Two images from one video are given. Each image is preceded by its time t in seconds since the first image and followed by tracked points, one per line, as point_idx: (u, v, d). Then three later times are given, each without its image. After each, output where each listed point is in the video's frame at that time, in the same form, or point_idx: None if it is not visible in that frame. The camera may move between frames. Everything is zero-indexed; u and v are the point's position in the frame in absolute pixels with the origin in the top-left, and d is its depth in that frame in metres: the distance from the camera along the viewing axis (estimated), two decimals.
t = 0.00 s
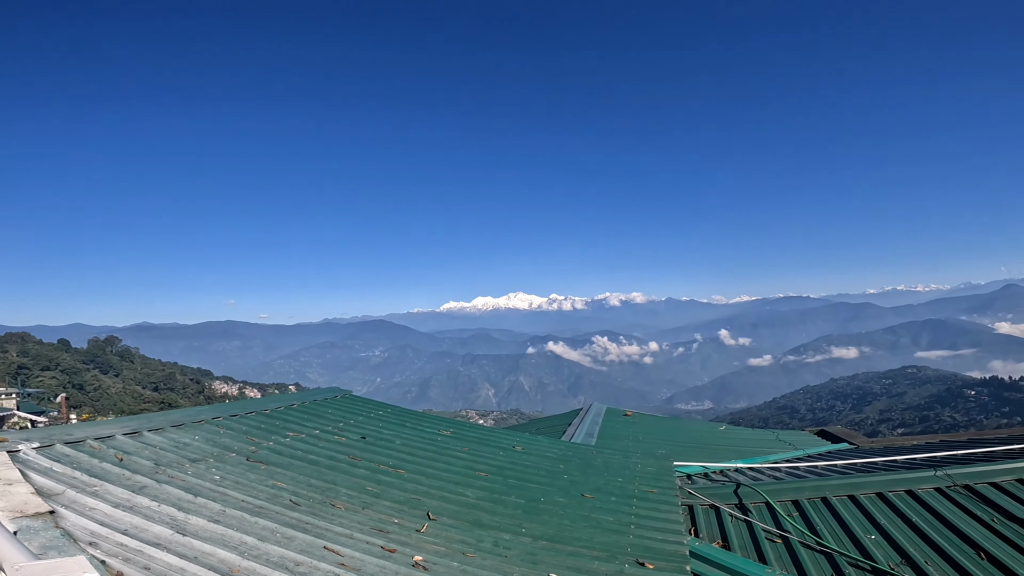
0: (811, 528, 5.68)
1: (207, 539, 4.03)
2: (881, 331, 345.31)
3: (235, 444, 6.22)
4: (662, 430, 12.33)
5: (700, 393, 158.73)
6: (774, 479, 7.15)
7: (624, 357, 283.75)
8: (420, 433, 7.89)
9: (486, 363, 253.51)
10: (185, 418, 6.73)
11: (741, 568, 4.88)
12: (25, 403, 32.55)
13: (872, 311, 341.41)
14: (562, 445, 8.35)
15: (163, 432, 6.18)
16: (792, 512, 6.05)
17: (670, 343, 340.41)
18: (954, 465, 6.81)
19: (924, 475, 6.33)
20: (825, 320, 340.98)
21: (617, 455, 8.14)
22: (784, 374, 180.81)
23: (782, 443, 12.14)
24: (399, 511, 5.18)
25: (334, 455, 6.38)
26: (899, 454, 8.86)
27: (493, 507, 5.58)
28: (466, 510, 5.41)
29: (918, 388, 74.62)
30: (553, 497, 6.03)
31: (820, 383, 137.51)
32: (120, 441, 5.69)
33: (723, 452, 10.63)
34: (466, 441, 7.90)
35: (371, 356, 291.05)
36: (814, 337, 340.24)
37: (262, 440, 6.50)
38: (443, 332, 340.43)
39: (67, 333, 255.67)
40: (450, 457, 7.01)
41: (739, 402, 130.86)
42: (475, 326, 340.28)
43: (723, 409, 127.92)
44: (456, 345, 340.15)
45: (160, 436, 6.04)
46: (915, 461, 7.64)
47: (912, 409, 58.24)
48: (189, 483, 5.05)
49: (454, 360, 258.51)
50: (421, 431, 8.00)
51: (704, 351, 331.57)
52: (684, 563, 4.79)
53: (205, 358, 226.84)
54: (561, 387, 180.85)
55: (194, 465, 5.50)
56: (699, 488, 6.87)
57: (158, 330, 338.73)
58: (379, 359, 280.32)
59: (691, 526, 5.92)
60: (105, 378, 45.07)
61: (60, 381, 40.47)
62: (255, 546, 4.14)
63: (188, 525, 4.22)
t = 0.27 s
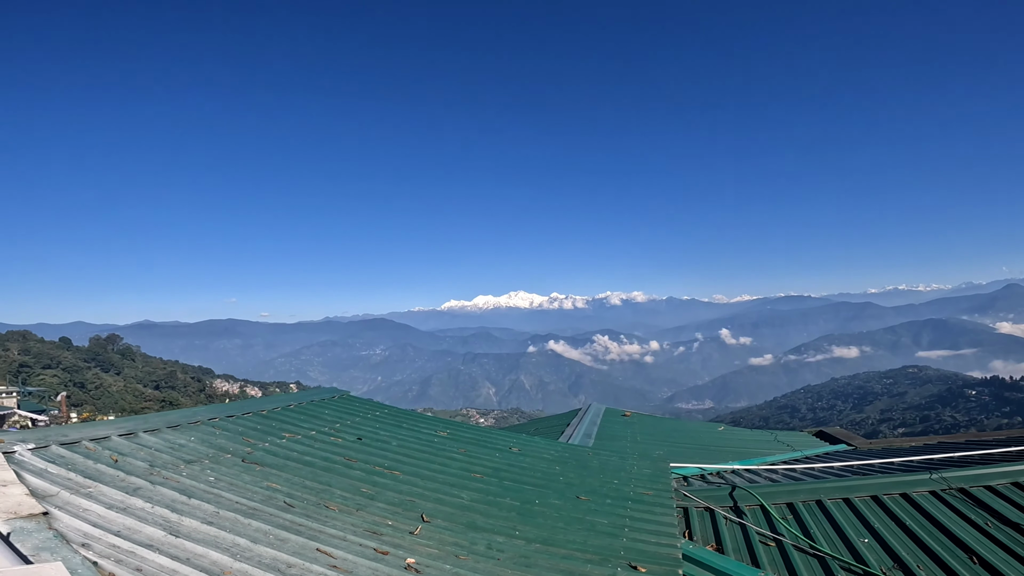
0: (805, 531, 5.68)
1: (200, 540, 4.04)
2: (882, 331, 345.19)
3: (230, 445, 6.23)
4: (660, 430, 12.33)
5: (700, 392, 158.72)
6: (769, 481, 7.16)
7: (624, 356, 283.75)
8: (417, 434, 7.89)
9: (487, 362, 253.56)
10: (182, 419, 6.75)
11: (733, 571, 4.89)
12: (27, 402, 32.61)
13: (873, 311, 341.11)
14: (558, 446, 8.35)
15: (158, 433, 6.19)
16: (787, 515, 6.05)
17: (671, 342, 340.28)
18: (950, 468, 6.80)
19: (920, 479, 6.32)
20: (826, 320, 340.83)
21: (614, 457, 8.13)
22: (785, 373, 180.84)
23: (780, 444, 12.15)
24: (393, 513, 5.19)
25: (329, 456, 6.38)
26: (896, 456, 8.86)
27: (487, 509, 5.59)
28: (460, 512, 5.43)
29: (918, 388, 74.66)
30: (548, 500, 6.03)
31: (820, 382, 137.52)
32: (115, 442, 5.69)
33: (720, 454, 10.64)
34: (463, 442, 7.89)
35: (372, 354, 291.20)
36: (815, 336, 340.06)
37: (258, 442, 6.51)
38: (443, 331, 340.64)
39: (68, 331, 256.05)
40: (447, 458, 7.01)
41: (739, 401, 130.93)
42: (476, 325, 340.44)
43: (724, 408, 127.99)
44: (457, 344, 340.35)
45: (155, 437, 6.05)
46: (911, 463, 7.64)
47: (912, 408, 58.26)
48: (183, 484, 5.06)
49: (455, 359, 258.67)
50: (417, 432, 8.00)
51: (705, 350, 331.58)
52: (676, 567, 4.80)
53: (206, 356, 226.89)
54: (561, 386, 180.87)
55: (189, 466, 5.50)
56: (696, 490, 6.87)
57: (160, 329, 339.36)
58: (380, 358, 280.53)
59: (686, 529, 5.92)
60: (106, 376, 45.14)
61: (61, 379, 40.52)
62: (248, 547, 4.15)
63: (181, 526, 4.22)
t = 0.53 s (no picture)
0: (801, 533, 5.67)
1: (193, 542, 4.01)
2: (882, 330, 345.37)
3: (226, 446, 6.21)
4: (659, 431, 12.32)
5: (700, 392, 158.73)
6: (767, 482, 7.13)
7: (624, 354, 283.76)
8: (414, 435, 7.87)
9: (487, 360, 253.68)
10: (177, 419, 6.73)
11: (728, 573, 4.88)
12: (25, 400, 32.61)
13: (873, 310, 341.13)
14: (555, 447, 8.32)
15: (154, 433, 6.17)
16: (784, 517, 6.03)
17: (671, 340, 340.32)
18: (948, 470, 6.78)
19: (918, 480, 6.30)
20: (825, 319, 340.89)
21: (611, 458, 8.11)
22: (785, 372, 180.82)
23: (778, 444, 12.14)
24: (387, 514, 5.18)
25: (325, 457, 6.36)
26: (895, 457, 8.83)
27: (482, 510, 5.57)
28: (455, 513, 5.41)
29: (917, 387, 74.70)
30: (544, 501, 6.01)
31: (820, 382, 137.51)
32: (110, 443, 5.67)
33: (718, 454, 10.61)
34: (460, 443, 7.87)
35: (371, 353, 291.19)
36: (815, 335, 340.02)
37: (254, 442, 6.51)
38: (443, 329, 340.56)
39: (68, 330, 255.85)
40: (443, 459, 6.99)
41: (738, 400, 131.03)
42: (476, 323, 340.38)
43: (724, 407, 128.10)
44: (457, 343, 340.37)
45: (150, 438, 6.03)
46: (909, 465, 7.61)
47: (911, 408, 58.27)
48: (178, 485, 5.04)
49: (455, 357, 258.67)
50: (414, 433, 7.98)
51: (705, 349, 331.70)
52: (672, 570, 4.79)
53: (206, 354, 226.60)
54: (560, 384, 180.85)
55: (184, 467, 5.49)
56: (693, 491, 6.85)
57: (159, 327, 339.43)
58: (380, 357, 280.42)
59: (682, 530, 5.91)
60: (106, 374, 45.16)
61: (61, 377, 40.52)
62: (241, 549, 4.13)
63: (174, 528, 4.21)
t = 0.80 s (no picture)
0: (799, 533, 5.65)
1: (188, 540, 4.00)
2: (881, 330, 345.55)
3: (223, 444, 6.19)
4: (657, 430, 12.30)
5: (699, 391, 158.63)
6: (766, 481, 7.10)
7: (624, 353, 283.85)
8: (412, 433, 7.85)
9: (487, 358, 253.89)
10: (174, 417, 6.71)
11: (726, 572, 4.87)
12: (24, 398, 32.62)
13: (873, 310, 341.12)
14: (553, 445, 8.31)
15: (151, 431, 6.15)
16: (782, 517, 6.02)
17: (671, 339, 340.48)
18: (947, 469, 6.76)
19: (915, 481, 6.29)
20: (825, 318, 340.96)
21: (609, 456, 8.08)
22: (784, 372, 180.68)
23: (777, 443, 12.12)
24: (385, 513, 5.15)
25: (322, 455, 6.34)
26: (894, 457, 8.81)
27: (480, 509, 5.55)
28: (452, 512, 5.39)
29: (916, 387, 74.76)
30: (542, 501, 5.99)
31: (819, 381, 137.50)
32: (106, 440, 5.65)
33: (717, 453, 10.59)
34: (459, 441, 7.85)
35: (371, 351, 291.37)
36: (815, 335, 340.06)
37: (251, 440, 6.48)
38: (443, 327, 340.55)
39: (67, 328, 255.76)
40: (441, 458, 6.97)
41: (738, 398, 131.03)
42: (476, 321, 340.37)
43: (723, 406, 128.12)
44: (457, 341, 340.38)
45: (146, 436, 6.00)
46: (907, 464, 7.60)
47: (910, 407, 58.27)
48: (174, 483, 5.02)
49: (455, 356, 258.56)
50: (411, 431, 7.95)
51: (704, 348, 331.82)
52: (669, 569, 4.78)
53: (205, 352, 226.45)
54: (560, 382, 180.92)
55: (180, 465, 5.47)
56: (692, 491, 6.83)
57: (159, 325, 339.63)
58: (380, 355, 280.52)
59: (680, 530, 5.90)
60: (105, 372, 45.18)
61: (60, 375, 40.53)
62: (236, 547, 4.11)
63: (170, 526, 4.18)
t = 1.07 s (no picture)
0: (796, 533, 5.63)
1: (181, 538, 3.97)
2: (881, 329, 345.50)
3: (219, 441, 6.17)
4: (656, 429, 12.26)
5: (698, 390, 158.45)
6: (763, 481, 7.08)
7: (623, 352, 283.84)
8: (409, 432, 7.81)
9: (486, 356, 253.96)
10: (171, 414, 6.69)
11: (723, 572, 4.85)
12: (23, 395, 32.55)
13: (873, 309, 341.11)
14: (551, 444, 8.26)
15: (147, 429, 6.14)
16: (780, 516, 6.00)
17: (671, 338, 340.53)
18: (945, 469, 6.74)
19: (915, 481, 6.26)
20: (825, 318, 340.98)
21: (607, 455, 8.06)
22: (784, 371, 180.65)
23: (775, 443, 12.09)
24: (380, 512, 5.13)
25: (318, 453, 6.32)
26: (892, 456, 8.78)
27: (476, 508, 5.54)
28: (448, 511, 5.36)
29: (916, 386, 74.81)
30: (539, 500, 5.96)
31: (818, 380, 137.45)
32: (102, 438, 5.63)
33: (715, 453, 10.55)
34: (456, 439, 7.82)
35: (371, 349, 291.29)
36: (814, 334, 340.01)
37: (247, 438, 6.46)
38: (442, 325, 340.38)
39: (68, 325, 255.83)
40: (438, 456, 6.94)
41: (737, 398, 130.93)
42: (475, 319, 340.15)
43: (722, 405, 128.02)
44: (456, 339, 340.30)
45: (142, 434, 5.98)
46: (906, 464, 7.58)
47: (910, 407, 58.26)
48: (169, 481, 5.00)
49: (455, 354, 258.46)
50: (409, 430, 7.92)
51: (704, 347, 331.84)
52: (666, 568, 4.76)
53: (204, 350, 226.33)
54: (559, 381, 180.70)
55: (175, 462, 5.44)
56: (690, 490, 6.81)
57: (159, 323, 339.64)
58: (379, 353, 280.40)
59: (677, 529, 5.87)
60: (105, 370, 45.14)
61: (60, 373, 40.47)
62: (230, 545, 4.09)
63: (164, 524, 4.17)
